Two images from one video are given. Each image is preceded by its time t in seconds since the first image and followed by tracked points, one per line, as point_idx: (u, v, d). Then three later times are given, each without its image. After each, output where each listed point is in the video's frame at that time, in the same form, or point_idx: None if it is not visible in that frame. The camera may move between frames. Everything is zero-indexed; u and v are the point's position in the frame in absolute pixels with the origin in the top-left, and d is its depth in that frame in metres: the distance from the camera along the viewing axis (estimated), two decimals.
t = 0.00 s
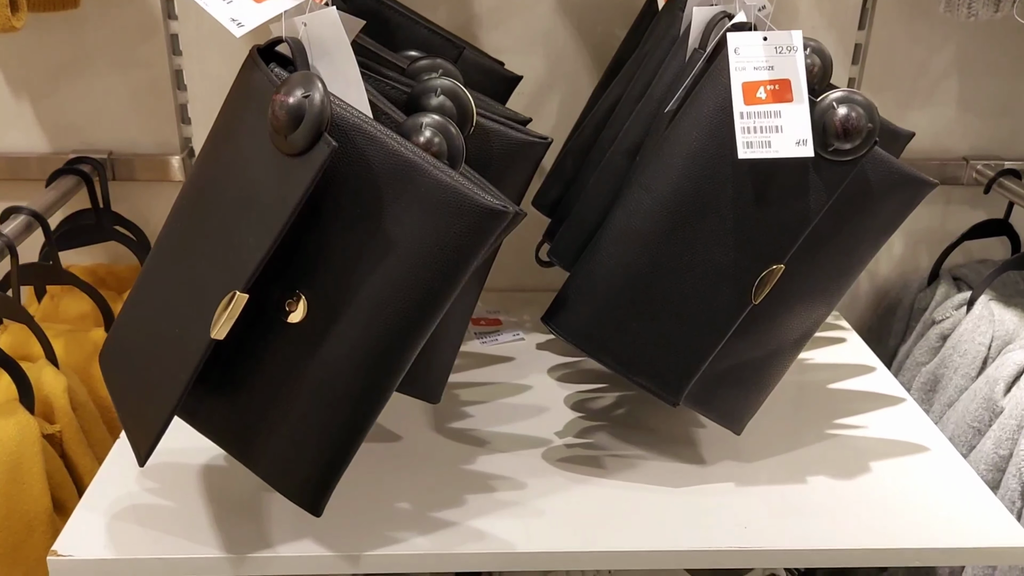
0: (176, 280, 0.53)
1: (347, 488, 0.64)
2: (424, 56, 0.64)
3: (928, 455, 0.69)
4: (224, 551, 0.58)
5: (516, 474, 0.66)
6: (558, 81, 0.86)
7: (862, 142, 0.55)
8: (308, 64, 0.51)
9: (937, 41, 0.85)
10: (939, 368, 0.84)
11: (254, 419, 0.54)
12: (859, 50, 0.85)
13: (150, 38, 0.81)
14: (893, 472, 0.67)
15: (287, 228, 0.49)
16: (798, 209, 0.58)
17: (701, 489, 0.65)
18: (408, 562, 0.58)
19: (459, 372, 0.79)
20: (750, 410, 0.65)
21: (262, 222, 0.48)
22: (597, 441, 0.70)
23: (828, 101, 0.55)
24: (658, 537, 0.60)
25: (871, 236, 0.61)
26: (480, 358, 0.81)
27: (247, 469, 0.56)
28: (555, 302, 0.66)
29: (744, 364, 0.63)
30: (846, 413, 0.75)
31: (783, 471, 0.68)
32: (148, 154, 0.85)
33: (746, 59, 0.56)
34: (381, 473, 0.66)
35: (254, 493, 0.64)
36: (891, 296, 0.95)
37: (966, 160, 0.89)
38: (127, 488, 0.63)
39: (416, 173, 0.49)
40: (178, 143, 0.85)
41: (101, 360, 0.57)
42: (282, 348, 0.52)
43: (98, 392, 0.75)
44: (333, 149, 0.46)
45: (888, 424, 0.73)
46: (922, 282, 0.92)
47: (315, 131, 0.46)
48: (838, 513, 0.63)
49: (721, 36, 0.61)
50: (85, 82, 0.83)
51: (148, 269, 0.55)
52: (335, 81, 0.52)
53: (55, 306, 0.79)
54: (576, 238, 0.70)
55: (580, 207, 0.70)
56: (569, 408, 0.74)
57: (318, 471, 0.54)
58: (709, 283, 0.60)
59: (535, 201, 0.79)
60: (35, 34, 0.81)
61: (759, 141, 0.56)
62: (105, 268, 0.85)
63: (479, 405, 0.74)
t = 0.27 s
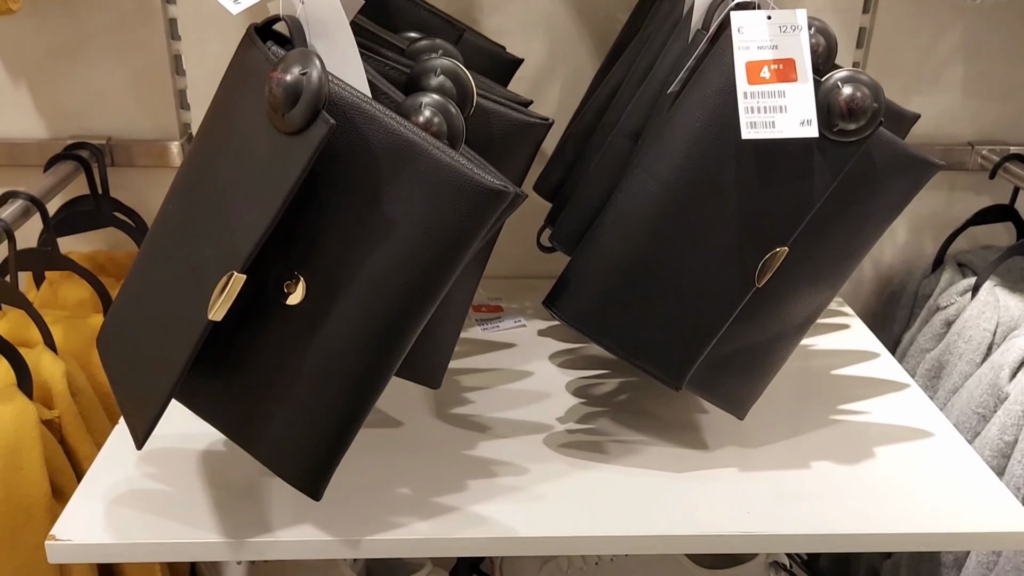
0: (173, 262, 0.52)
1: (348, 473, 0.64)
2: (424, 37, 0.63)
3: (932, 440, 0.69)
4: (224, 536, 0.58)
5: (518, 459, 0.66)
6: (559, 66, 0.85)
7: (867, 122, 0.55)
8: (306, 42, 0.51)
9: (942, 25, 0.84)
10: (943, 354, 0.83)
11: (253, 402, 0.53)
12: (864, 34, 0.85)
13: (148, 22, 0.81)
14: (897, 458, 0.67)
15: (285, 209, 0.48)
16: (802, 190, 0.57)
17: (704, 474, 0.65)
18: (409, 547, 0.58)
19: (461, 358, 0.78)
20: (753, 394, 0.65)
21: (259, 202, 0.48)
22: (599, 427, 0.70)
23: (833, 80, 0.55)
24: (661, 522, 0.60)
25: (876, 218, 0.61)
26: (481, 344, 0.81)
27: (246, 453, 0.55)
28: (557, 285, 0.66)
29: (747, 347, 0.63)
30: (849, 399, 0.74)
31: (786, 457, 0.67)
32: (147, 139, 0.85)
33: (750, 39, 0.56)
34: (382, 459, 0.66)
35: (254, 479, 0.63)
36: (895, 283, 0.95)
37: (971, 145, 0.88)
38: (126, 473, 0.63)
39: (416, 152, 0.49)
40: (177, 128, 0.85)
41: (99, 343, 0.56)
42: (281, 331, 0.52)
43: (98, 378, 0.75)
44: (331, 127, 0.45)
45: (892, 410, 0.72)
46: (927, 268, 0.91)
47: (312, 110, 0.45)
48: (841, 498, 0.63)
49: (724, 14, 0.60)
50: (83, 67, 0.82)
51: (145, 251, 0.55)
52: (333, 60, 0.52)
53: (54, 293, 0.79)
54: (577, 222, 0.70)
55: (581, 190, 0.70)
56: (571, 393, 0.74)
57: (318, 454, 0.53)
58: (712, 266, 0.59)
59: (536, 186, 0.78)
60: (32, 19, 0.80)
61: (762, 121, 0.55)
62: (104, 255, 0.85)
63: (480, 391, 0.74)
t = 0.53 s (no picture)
0: (172, 242, 0.52)
1: (349, 456, 0.63)
2: (425, 16, 0.62)
3: (937, 423, 0.68)
4: (224, 518, 0.57)
5: (520, 442, 0.65)
6: (561, 48, 0.85)
7: (873, 101, 0.54)
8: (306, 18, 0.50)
9: (948, 6, 0.83)
10: (948, 338, 0.83)
11: (253, 383, 0.53)
12: (870, 15, 0.84)
13: (147, 4, 0.80)
14: (902, 441, 0.66)
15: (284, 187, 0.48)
16: (807, 169, 0.57)
17: (707, 457, 0.65)
18: (411, 529, 0.58)
19: (463, 342, 0.78)
20: (756, 376, 0.64)
21: (258, 180, 0.47)
22: (602, 410, 0.69)
23: (839, 57, 0.54)
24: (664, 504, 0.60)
25: (881, 199, 0.60)
26: (483, 328, 0.80)
27: (246, 434, 0.55)
28: (559, 267, 0.65)
29: (750, 329, 0.62)
30: (853, 382, 0.74)
31: (790, 440, 0.67)
32: (146, 123, 0.84)
33: (755, 16, 0.55)
34: (383, 442, 0.65)
35: (255, 461, 0.63)
36: (900, 267, 0.94)
37: (976, 128, 0.88)
38: (126, 456, 0.62)
39: (417, 130, 0.48)
40: (177, 112, 0.84)
41: (99, 324, 0.56)
42: (281, 311, 0.51)
43: (98, 362, 0.75)
44: (331, 103, 0.44)
45: (896, 393, 0.72)
46: (932, 252, 0.91)
47: (311, 85, 0.45)
48: (845, 480, 0.62)
49: None
50: (81, 50, 0.82)
51: (144, 231, 0.54)
52: (333, 37, 0.51)
53: (54, 277, 0.79)
54: (580, 203, 0.69)
55: (584, 172, 0.69)
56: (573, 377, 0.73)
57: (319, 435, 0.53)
58: (716, 247, 0.59)
59: (538, 168, 0.78)
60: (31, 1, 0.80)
61: (767, 99, 0.55)
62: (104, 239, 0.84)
63: (482, 375, 0.73)
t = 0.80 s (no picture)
0: (172, 213, 0.51)
1: (350, 433, 0.63)
2: None
3: (942, 400, 0.68)
4: (225, 493, 0.57)
5: (522, 419, 0.65)
6: (564, 25, 0.84)
7: (880, 71, 0.53)
8: None
9: None
10: (953, 317, 0.82)
11: (253, 356, 0.53)
12: None
13: None
14: (906, 417, 0.66)
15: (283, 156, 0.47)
16: (812, 141, 0.56)
17: (711, 433, 0.64)
18: (412, 504, 0.58)
19: (465, 321, 0.78)
20: (761, 352, 0.64)
21: (257, 149, 0.46)
22: (604, 387, 0.69)
23: (845, 27, 0.53)
24: (666, 480, 0.59)
25: (887, 172, 0.60)
26: (485, 307, 0.80)
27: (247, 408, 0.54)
28: (562, 242, 0.64)
29: (754, 304, 0.62)
30: (858, 359, 0.73)
31: (793, 417, 0.66)
32: (146, 101, 0.84)
33: None
34: (385, 418, 0.65)
35: (257, 438, 0.63)
36: (905, 247, 0.93)
37: (983, 106, 0.87)
38: (127, 432, 0.62)
39: (417, 98, 0.47)
40: (177, 90, 0.84)
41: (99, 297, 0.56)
42: (280, 283, 0.51)
43: (98, 340, 0.74)
44: (330, 69, 0.44)
45: (900, 370, 0.71)
46: (937, 232, 0.90)
47: (310, 52, 0.44)
48: (850, 456, 0.62)
49: None
50: (80, 27, 0.81)
51: (144, 203, 0.54)
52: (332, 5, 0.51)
53: (55, 255, 0.78)
54: (583, 179, 0.69)
55: (587, 147, 0.68)
56: (576, 355, 0.73)
57: (321, 408, 0.53)
58: (719, 220, 0.58)
59: (541, 145, 0.77)
60: None
61: (772, 69, 0.54)
62: (105, 219, 0.84)
63: (484, 353, 0.73)
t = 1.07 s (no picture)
0: (172, 182, 0.51)
1: (353, 406, 0.63)
2: None
3: (946, 374, 0.68)
4: (227, 466, 0.57)
5: (525, 393, 0.65)
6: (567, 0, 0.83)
7: (886, 39, 0.53)
8: None
9: None
10: (958, 294, 0.82)
11: (254, 326, 0.52)
12: None
13: None
14: (910, 391, 0.66)
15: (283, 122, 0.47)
16: (817, 110, 0.56)
17: (714, 407, 0.64)
18: (415, 476, 0.57)
19: (467, 297, 0.77)
20: (765, 326, 0.64)
21: (256, 115, 0.46)
22: (607, 361, 0.69)
23: None
24: (669, 452, 0.59)
25: (892, 143, 0.59)
26: (487, 284, 0.80)
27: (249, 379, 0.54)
28: (564, 215, 0.64)
29: (758, 277, 0.62)
30: (861, 335, 0.73)
31: (797, 391, 0.66)
32: (147, 78, 0.84)
33: None
34: (387, 393, 0.65)
35: (259, 411, 0.63)
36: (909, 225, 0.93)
37: (988, 82, 0.86)
38: (129, 406, 0.62)
39: (417, 65, 0.47)
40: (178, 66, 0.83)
41: (100, 269, 0.55)
42: (282, 252, 0.51)
43: (100, 317, 0.74)
44: (329, 32, 0.43)
45: (904, 345, 0.71)
46: (941, 209, 0.89)
47: (309, 15, 0.44)
48: (853, 429, 0.62)
49: None
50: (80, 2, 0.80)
51: (145, 173, 0.54)
52: None
53: (56, 232, 0.78)
54: (585, 152, 0.68)
55: (590, 120, 0.68)
56: (578, 330, 0.73)
57: (323, 379, 0.52)
58: (723, 192, 0.58)
59: (543, 120, 0.77)
60: None
61: (778, 37, 0.54)
62: (107, 197, 0.83)
63: (486, 328, 0.73)
